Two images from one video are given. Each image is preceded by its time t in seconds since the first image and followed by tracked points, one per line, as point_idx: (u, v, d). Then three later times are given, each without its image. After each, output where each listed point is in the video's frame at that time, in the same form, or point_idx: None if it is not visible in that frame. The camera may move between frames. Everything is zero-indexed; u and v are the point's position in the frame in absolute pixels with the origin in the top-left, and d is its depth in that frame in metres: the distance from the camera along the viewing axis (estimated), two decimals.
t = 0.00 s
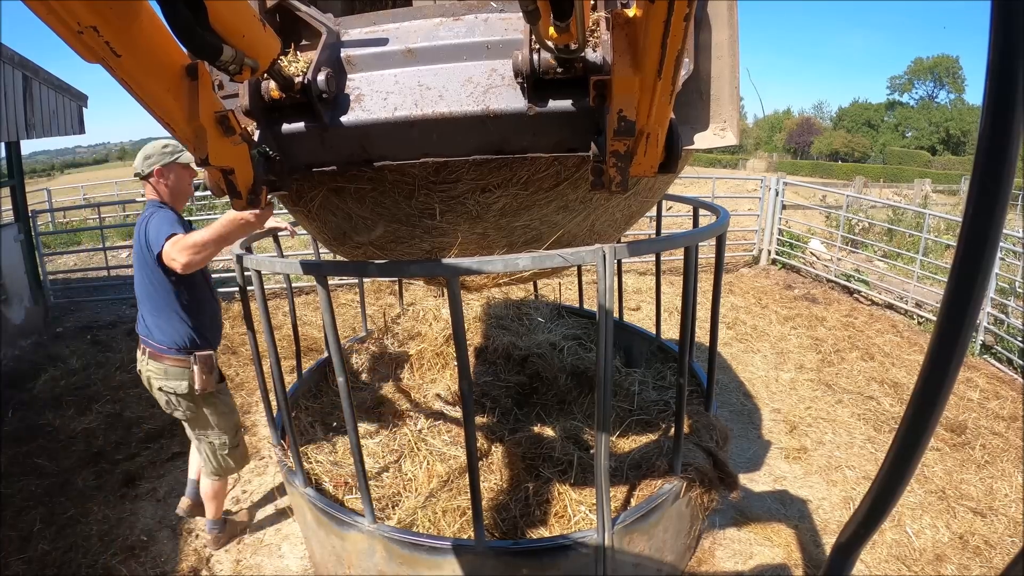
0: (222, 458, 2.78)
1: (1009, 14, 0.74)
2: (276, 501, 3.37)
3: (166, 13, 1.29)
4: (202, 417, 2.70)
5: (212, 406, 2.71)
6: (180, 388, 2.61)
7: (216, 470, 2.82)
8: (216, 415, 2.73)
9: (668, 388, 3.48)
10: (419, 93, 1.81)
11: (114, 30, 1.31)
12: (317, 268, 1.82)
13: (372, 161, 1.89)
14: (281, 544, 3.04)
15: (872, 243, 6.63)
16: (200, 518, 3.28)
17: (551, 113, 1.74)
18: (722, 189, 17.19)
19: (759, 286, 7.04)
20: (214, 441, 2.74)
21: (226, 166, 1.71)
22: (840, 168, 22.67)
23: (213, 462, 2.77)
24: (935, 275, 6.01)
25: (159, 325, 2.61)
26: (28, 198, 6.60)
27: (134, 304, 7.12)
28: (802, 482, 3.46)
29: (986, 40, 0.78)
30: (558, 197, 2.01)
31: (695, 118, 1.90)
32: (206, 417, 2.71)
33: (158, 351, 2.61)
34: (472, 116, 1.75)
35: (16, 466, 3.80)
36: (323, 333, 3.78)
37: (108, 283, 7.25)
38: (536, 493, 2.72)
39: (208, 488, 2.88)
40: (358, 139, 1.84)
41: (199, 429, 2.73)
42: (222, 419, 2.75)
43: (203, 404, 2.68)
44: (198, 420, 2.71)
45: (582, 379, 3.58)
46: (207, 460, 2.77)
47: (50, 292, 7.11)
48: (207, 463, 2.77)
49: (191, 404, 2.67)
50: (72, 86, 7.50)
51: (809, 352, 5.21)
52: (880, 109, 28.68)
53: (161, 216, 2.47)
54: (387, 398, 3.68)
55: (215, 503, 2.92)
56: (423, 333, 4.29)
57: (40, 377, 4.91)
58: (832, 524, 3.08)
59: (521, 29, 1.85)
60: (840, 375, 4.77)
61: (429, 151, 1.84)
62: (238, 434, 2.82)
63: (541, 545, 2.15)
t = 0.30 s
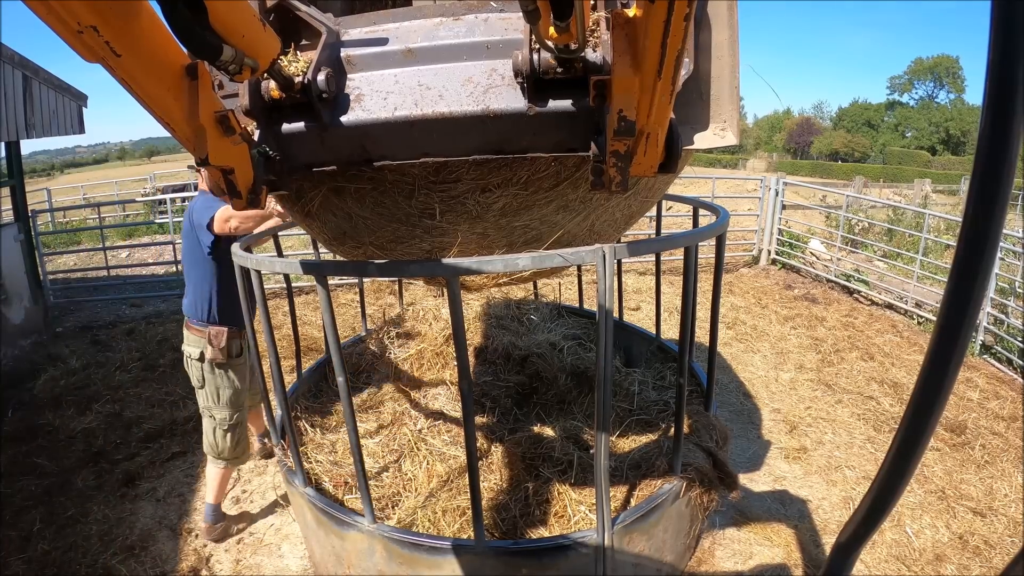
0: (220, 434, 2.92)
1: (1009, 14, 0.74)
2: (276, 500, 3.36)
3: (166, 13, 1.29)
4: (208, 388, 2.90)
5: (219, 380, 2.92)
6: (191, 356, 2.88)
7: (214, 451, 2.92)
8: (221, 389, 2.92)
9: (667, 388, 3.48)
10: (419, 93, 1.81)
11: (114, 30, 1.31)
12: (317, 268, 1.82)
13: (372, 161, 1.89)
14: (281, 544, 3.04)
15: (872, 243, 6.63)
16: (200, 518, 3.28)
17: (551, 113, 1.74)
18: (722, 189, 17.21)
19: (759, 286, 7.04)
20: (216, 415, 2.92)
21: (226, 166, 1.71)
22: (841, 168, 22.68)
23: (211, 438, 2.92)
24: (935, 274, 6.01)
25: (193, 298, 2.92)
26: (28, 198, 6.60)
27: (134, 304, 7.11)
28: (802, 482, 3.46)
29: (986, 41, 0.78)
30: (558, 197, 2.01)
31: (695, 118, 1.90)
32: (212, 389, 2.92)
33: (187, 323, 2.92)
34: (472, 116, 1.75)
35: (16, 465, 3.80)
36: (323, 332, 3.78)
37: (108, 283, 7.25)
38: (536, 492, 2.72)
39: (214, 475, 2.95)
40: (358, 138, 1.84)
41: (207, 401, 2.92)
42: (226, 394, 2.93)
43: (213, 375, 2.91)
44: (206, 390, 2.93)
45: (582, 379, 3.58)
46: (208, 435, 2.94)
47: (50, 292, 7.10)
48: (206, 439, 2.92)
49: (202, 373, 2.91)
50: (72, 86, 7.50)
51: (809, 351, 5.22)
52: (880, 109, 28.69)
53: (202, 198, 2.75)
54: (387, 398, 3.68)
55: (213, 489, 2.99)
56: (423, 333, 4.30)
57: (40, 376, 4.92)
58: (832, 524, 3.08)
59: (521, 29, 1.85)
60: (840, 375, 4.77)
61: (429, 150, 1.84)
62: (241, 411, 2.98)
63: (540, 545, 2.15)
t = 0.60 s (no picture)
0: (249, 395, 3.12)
1: (1008, 14, 0.74)
2: (276, 500, 3.36)
3: (166, 12, 1.29)
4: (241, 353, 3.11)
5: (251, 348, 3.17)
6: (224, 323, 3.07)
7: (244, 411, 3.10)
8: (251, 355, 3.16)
9: (667, 388, 3.48)
10: (419, 92, 1.81)
11: (115, 30, 1.31)
12: (318, 268, 1.82)
13: (372, 161, 1.89)
14: (281, 543, 3.04)
15: (872, 243, 6.63)
16: (200, 517, 3.28)
17: (551, 113, 1.74)
18: (722, 189, 17.21)
19: (759, 286, 7.04)
20: (249, 376, 3.13)
21: (226, 166, 1.71)
22: (841, 168, 22.70)
23: (239, 399, 3.08)
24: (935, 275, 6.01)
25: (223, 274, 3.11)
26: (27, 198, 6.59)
27: (134, 304, 7.11)
28: (802, 482, 3.46)
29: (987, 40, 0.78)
30: (558, 197, 2.01)
31: (695, 119, 1.91)
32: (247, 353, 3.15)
33: (219, 294, 3.06)
34: (472, 115, 1.75)
35: (15, 465, 3.80)
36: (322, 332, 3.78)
37: (108, 282, 7.26)
38: (536, 492, 2.72)
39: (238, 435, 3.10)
40: (358, 138, 1.84)
41: (240, 363, 3.12)
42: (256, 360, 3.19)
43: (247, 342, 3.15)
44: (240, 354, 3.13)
45: (581, 379, 3.58)
46: (232, 397, 3.11)
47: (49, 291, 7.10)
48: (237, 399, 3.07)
49: (236, 339, 3.11)
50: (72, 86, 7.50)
51: (809, 352, 5.22)
52: (880, 109, 28.68)
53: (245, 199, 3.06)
54: (386, 398, 3.68)
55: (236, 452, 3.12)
56: (423, 333, 4.30)
57: (39, 376, 4.92)
58: (832, 524, 3.09)
59: (522, 29, 1.85)
60: (840, 375, 4.77)
61: (430, 150, 1.84)
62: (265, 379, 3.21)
63: (540, 545, 2.15)
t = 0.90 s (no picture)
0: (232, 379, 3.16)
1: (1007, 14, 0.74)
2: (276, 500, 3.36)
3: (166, 12, 1.29)
4: (225, 335, 3.11)
5: (237, 331, 3.12)
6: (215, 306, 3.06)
7: (223, 394, 3.17)
8: (237, 338, 3.12)
9: (667, 387, 3.48)
10: (419, 92, 1.81)
11: (115, 29, 1.30)
12: (317, 267, 1.82)
13: (372, 161, 1.89)
14: (281, 543, 3.04)
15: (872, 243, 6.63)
16: (200, 517, 3.28)
17: (551, 113, 1.74)
18: (722, 189, 17.21)
19: (759, 286, 7.04)
20: (230, 360, 3.13)
21: (226, 166, 1.71)
22: (841, 168, 22.70)
23: (222, 382, 3.15)
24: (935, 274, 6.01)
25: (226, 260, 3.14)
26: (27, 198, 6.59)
27: (134, 304, 7.11)
28: (802, 482, 3.46)
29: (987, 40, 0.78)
30: (558, 197, 2.01)
31: (695, 118, 1.90)
32: (231, 337, 3.11)
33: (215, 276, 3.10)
34: (472, 115, 1.75)
35: (15, 465, 3.80)
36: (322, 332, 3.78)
37: (107, 282, 7.26)
38: (536, 492, 2.72)
39: (213, 416, 3.20)
40: (357, 138, 1.84)
41: (222, 345, 3.12)
42: (241, 343, 3.14)
43: (233, 326, 3.11)
44: (223, 337, 3.12)
45: (581, 379, 3.58)
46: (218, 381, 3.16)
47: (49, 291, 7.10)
48: (217, 382, 3.15)
49: (221, 322, 3.09)
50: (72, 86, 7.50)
51: (809, 352, 5.21)
52: (880, 109, 28.68)
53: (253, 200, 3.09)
54: (386, 398, 3.68)
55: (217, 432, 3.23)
56: (423, 332, 4.30)
57: (39, 376, 4.92)
58: (832, 524, 3.08)
59: (521, 29, 1.85)
60: (840, 375, 4.77)
61: (429, 150, 1.84)
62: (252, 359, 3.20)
63: (540, 545, 2.15)
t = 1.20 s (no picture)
0: (234, 382, 3.18)
1: (1008, 14, 0.74)
2: (276, 500, 3.36)
3: (166, 12, 1.29)
4: (226, 339, 3.12)
5: (238, 334, 3.12)
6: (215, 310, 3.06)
7: (227, 397, 3.19)
8: (237, 340, 3.12)
9: (667, 387, 3.48)
10: (419, 92, 1.81)
11: (115, 29, 1.30)
12: (318, 268, 1.82)
13: (372, 161, 1.89)
14: (280, 543, 3.04)
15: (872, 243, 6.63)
16: (200, 517, 3.28)
17: (551, 113, 1.74)
18: (722, 189, 17.23)
19: (759, 286, 7.05)
20: (232, 363, 3.13)
21: (226, 166, 1.71)
22: (841, 168, 22.70)
23: (226, 385, 3.17)
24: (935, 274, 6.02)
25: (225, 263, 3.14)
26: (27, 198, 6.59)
27: (134, 304, 7.11)
28: (802, 482, 3.46)
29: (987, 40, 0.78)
30: (558, 197, 2.01)
31: (695, 119, 1.91)
32: (232, 341, 3.11)
33: (214, 280, 3.10)
34: (471, 115, 1.75)
35: (15, 465, 3.80)
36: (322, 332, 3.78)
37: (107, 282, 7.26)
38: (536, 492, 2.72)
39: (220, 417, 3.22)
40: (358, 138, 1.84)
41: (223, 348, 3.13)
42: (241, 345, 3.14)
43: (233, 329, 3.10)
44: (225, 340, 3.12)
45: (581, 379, 3.58)
46: (221, 383, 3.17)
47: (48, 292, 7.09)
48: (220, 386, 3.16)
49: (221, 326, 3.09)
50: (72, 86, 7.50)
51: (808, 352, 5.22)
52: (880, 109, 28.67)
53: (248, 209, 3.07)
54: (386, 398, 3.68)
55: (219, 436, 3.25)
56: (423, 332, 4.30)
57: (39, 376, 4.92)
58: (832, 524, 3.09)
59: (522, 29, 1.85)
60: (840, 375, 4.77)
61: (430, 150, 1.84)
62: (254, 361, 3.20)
63: (540, 545, 2.15)
